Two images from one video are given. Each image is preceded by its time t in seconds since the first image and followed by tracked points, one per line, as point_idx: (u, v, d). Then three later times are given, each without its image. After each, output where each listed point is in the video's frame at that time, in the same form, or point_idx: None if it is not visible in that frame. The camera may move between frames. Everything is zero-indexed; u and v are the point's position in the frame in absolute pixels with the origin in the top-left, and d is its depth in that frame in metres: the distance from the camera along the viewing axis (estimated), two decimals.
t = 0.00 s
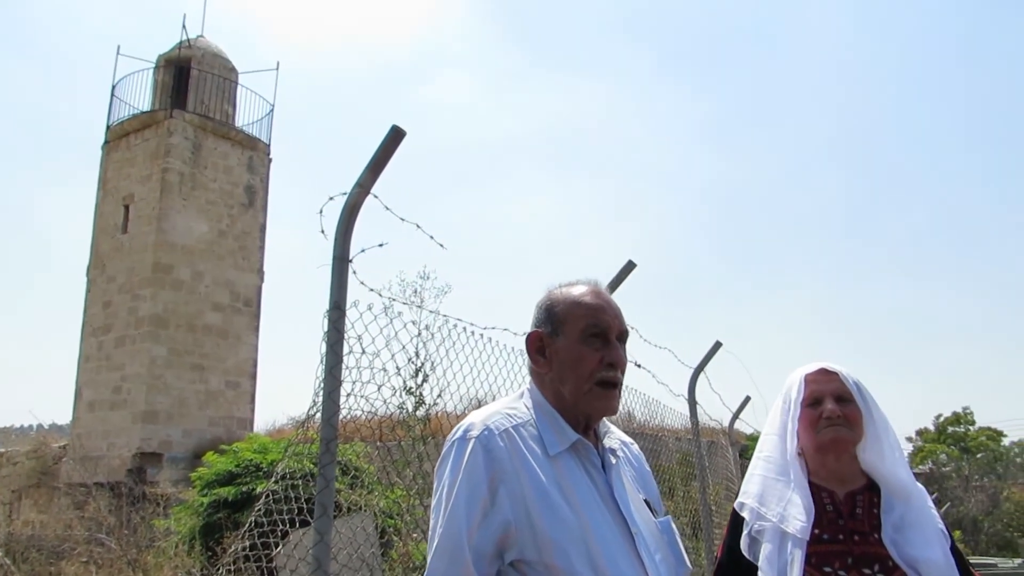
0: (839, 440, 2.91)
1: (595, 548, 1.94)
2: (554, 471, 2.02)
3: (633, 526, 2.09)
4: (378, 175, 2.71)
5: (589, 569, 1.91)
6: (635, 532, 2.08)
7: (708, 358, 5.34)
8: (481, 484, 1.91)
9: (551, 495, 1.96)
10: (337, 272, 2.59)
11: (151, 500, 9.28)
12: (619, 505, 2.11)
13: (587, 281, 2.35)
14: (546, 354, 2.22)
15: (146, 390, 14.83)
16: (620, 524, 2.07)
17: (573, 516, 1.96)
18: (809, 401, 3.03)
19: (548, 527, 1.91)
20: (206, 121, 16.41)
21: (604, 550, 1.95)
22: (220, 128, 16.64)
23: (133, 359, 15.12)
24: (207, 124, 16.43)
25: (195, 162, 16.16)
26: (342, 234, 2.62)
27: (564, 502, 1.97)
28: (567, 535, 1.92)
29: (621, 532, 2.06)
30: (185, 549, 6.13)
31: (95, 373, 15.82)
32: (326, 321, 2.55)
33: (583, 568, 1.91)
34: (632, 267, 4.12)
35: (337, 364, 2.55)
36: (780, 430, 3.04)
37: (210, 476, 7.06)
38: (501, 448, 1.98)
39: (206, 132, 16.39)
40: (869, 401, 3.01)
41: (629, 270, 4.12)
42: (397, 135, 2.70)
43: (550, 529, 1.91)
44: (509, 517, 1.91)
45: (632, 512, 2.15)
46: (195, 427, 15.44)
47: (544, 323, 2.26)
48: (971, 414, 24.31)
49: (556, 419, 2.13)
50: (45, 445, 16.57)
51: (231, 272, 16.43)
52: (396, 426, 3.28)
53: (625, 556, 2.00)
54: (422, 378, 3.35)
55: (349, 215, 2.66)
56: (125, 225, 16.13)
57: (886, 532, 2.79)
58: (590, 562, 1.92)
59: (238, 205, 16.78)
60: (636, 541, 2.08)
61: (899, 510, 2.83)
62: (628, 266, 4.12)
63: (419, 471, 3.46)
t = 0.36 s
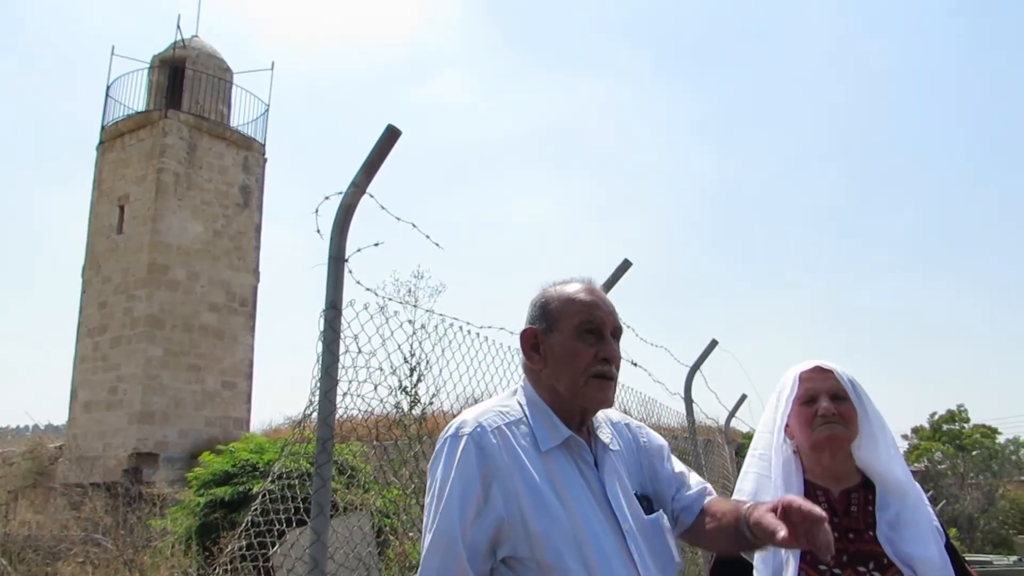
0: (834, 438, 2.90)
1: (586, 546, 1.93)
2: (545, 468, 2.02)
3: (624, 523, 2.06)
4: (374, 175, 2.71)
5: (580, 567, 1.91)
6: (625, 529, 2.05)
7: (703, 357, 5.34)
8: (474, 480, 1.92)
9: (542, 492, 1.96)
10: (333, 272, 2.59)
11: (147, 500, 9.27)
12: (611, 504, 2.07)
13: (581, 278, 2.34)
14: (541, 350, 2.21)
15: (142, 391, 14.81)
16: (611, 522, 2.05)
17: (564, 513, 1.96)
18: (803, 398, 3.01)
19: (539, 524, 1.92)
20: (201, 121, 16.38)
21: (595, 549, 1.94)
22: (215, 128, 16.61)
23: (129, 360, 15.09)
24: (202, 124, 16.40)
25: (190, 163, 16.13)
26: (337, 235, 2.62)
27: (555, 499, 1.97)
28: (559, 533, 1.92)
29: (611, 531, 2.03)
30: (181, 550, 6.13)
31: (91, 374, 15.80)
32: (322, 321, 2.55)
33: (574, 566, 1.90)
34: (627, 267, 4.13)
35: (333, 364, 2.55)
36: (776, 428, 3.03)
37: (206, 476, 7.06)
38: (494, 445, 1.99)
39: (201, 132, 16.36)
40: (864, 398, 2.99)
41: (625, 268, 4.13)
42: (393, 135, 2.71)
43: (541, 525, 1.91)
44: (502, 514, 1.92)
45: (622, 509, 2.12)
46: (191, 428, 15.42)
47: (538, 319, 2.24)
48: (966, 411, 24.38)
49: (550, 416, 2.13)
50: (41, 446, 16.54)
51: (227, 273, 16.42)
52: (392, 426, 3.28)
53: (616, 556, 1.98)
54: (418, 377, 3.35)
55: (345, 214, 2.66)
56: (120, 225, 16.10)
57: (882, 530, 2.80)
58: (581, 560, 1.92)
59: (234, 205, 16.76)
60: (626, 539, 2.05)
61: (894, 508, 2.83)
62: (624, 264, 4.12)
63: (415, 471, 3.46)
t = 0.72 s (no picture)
0: (838, 431, 2.90)
1: (576, 540, 1.83)
2: (535, 461, 1.92)
3: (619, 515, 1.91)
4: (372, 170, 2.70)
5: (571, 562, 1.81)
6: (619, 521, 1.90)
7: (701, 352, 5.34)
8: (461, 474, 1.88)
9: (531, 486, 1.87)
10: (330, 267, 2.59)
11: (146, 497, 9.27)
12: (604, 495, 1.93)
13: (576, 269, 2.21)
14: (535, 343, 2.09)
15: (139, 388, 14.79)
16: (605, 515, 1.91)
17: (554, 508, 1.86)
18: (809, 390, 3.02)
19: (527, 519, 1.84)
20: (197, 118, 16.35)
21: (586, 543, 1.83)
22: (211, 125, 16.58)
23: (126, 357, 15.08)
24: (198, 120, 16.36)
25: (186, 160, 16.10)
26: (335, 230, 2.62)
27: (545, 492, 1.88)
28: (549, 527, 1.83)
29: (605, 524, 1.89)
30: (180, 546, 6.12)
31: (88, 372, 15.78)
32: (320, 317, 2.55)
33: (565, 562, 1.81)
34: (625, 262, 4.13)
35: (331, 359, 2.55)
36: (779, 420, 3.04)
37: (204, 473, 7.05)
38: (482, 440, 1.93)
39: (197, 129, 16.33)
40: (866, 392, 3.00)
41: (622, 263, 4.13)
42: (390, 130, 2.70)
43: (529, 520, 1.83)
44: (491, 508, 1.86)
45: (620, 500, 1.96)
46: (189, 425, 15.41)
47: (530, 311, 2.12)
48: (964, 406, 24.45)
49: (541, 408, 2.01)
50: (39, 444, 16.53)
51: (224, 270, 16.39)
52: (390, 421, 3.28)
53: (610, 550, 1.85)
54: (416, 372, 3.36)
55: (343, 208, 2.65)
56: (117, 223, 16.07)
57: (881, 524, 2.79)
58: (572, 555, 1.82)
59: (230, 202, 16.73)
60: (621, 532, 1.91)
61: (893, 502, 2.84)
62: (622, 259, 4.12)
63: (414, 466, 3.46)
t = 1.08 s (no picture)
0: (839, 422, 2.93)
1: (571, 534, 1.82)
2: (530, 454, 1.91)
3: (614, 509, 1.90)
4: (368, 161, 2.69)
5: (565, 556, 1.80)
6: (614, 515, 1.90)
7: (695, 344, 5.34)
8: (456, 467, 1.87)
9: (525, 480, 1.87)
10: (326, 259, 2.58)
11: (140, 489, 9.26)
12: (599, 489, 1.93)
13: (576, 261, 2.19)
14: (532, 334, 2.08)
15: (133, 380, 14.76)
16: (600, 508, 1.90)
17: (549, 501, 1.85)
18: (810, 381, 3.04)
19: (521, 512, 1.83)
20: (191, 109, 16.26)
21: (581, 538, 1.83)
22: (205, 116, 16.50)
23: (120, 349, 15.04)
24: (192, 111, 16.28)
25: (180, 151, 16.02)
26: (331, 222, 2.60)
27: (539, 486, 1.87)
28: (544, 521, 1.83)
29: (599, 518, 1.88)
30: (174, 538, 6.12)
31: (82, 364, 15.73)
32: (315, 309, 2.54)
33: (559, 556, 1.80)
34: (621, 254, 4.13)
35: (327, 351, 2.54)
36: (780, 411, 3.04)
37: (199, 465, 7.05)
38: (476, 433, 1.92)
39: (190, 120, 16.25)
40: (865, 385, 3.05)
41: (617, 256, 4.12)
42: (386, 121, 2.68)
43: (523, 514, 1.83)
44: (485, 501, 1.85)
45: (615, 494, 1.95)
46: (182, 417, 15.38)
47: (529, 302, 2.10)
48: (956, 398, 24.56)
49: (537, 401, 2.00)
50: (32, 436, 16.49)
51: (218, 261, 16.34)
52: (385, 413, 3.28)
53: (604, 545, 1.85)
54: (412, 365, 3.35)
55: (338, 200, 2.64)
56: (110, 214, 16.00)
57: (878, 515, 2.81)
58: (566, 550, 1.81)
59: (224, 193, 16.67)
60: (616, 526, 1.90)
61: (890, 493, 2.86)
62: (618, 252, 4.12)
63: (410, 458, 3.46)
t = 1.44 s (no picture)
0: (833, 413, 2.93)
1: (557, 525, 1.82)
2: (516, 444, 1.90)
3: (600, 499, 1.90)
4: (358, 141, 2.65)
5: (550, 548, 1.80)
6: (601, 505, 1.89)
7: (687, 327, 5.34)
8: (441, 457, 1.86)
9: (512, 470, 1.86)
10: (315, 240, 2.56)
11: (129, 468, 9.24)
12: (586, 479, 1.92)
13: (566, 248, 2.16)
14: (521, 322, 2.06)
15: (122, 358, 14.72)
16: (586, 498, 1.89)
17: (534, 492, 1.85)
18: (806, 371, 3.03)
19: (507, 504, 1.82)
20: (180, 86, 16.10)
21: (566, 529, 1.82)
22: (195, 93, 16.34)
23: (109, 327, 14.98)
24: (181, 89, 16.12)
25: (169, 128, 15.89)
26: (320, 202, 2.58)
27: (526, 477, 1.86)
28: (529, 512, 1.82)
29: (586, 509, 1.88)
30: (163, 517, 6.11)
31: (70, 342, 15.67)
32: (304, 290, 2.52)
33: (543, 548, 1.80)
34: (614, 237, 4.11)
35: (315, 332, 2.52)
36: (774, 400, 3.03)
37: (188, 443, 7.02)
38: (462, 422, 1.91)
39: (180, 97, 16.09)
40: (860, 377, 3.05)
41: (610, 238, 4.10)
42: (376, 101, 2.65)
43: (509, 505, 1.82)
44: (470, 492, 1.84)
45: (601, 484, 1.95)
46: (172, 395, 15.35)
47: (518, 289, 2.08)
48: (943, 384, 24.73)
49: (524, 390, 1.99)
50: (21, 414, 16.44)
51: (208, 239, 16.26)
52: (374, 395, 3.27)
53: (590, 536, 1.85)
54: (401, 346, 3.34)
55: (328, 180, 2.61)
56: (98, 191, 15.88)
57: (869, 506, 2.81)
58: (551, 541, 1.81)
59: (214, 172, 16.55)
60: (602, 516, 1.89)
61: (881, 485, 2.87)
62: (610, 235, 4.10)
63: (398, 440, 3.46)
